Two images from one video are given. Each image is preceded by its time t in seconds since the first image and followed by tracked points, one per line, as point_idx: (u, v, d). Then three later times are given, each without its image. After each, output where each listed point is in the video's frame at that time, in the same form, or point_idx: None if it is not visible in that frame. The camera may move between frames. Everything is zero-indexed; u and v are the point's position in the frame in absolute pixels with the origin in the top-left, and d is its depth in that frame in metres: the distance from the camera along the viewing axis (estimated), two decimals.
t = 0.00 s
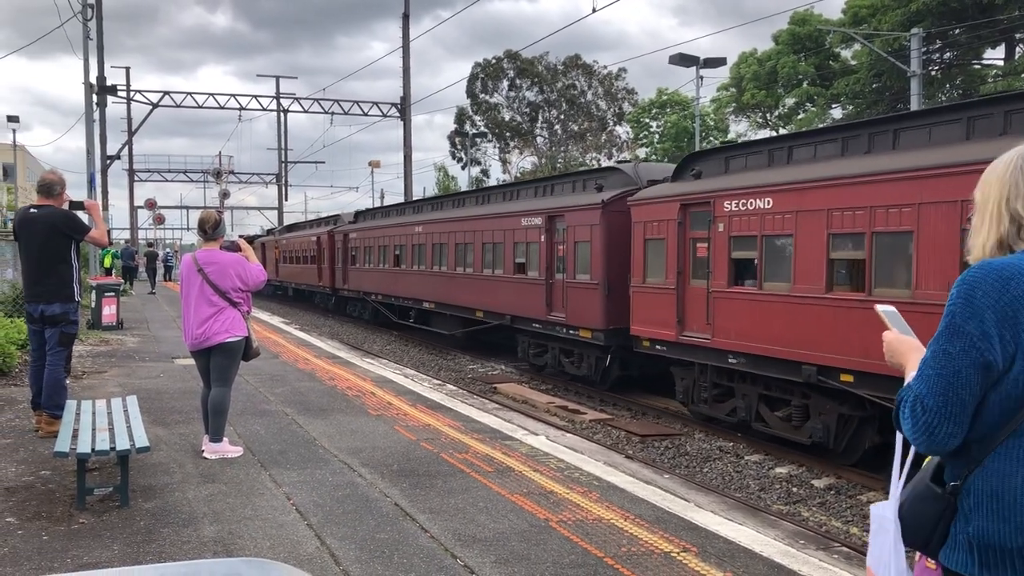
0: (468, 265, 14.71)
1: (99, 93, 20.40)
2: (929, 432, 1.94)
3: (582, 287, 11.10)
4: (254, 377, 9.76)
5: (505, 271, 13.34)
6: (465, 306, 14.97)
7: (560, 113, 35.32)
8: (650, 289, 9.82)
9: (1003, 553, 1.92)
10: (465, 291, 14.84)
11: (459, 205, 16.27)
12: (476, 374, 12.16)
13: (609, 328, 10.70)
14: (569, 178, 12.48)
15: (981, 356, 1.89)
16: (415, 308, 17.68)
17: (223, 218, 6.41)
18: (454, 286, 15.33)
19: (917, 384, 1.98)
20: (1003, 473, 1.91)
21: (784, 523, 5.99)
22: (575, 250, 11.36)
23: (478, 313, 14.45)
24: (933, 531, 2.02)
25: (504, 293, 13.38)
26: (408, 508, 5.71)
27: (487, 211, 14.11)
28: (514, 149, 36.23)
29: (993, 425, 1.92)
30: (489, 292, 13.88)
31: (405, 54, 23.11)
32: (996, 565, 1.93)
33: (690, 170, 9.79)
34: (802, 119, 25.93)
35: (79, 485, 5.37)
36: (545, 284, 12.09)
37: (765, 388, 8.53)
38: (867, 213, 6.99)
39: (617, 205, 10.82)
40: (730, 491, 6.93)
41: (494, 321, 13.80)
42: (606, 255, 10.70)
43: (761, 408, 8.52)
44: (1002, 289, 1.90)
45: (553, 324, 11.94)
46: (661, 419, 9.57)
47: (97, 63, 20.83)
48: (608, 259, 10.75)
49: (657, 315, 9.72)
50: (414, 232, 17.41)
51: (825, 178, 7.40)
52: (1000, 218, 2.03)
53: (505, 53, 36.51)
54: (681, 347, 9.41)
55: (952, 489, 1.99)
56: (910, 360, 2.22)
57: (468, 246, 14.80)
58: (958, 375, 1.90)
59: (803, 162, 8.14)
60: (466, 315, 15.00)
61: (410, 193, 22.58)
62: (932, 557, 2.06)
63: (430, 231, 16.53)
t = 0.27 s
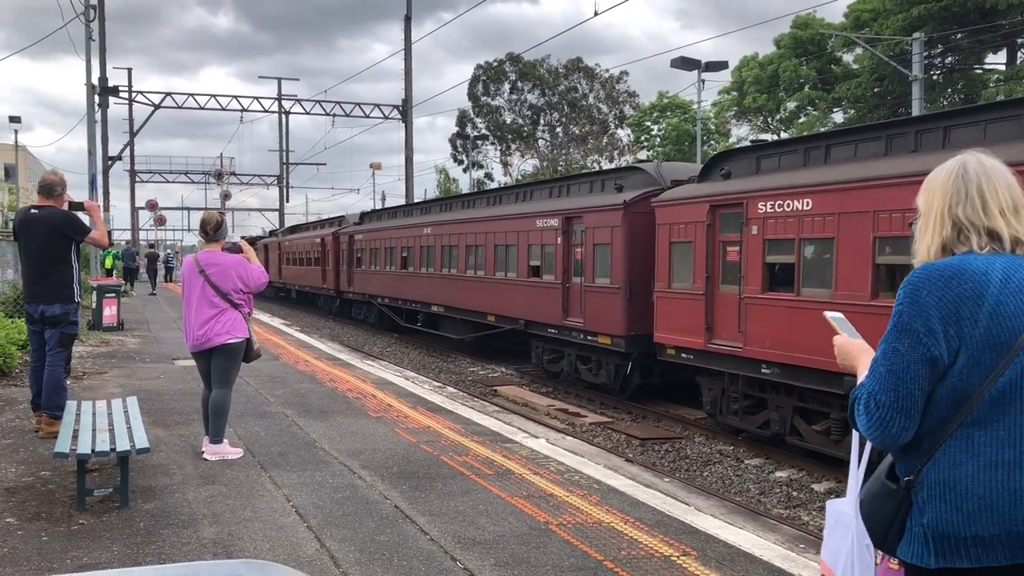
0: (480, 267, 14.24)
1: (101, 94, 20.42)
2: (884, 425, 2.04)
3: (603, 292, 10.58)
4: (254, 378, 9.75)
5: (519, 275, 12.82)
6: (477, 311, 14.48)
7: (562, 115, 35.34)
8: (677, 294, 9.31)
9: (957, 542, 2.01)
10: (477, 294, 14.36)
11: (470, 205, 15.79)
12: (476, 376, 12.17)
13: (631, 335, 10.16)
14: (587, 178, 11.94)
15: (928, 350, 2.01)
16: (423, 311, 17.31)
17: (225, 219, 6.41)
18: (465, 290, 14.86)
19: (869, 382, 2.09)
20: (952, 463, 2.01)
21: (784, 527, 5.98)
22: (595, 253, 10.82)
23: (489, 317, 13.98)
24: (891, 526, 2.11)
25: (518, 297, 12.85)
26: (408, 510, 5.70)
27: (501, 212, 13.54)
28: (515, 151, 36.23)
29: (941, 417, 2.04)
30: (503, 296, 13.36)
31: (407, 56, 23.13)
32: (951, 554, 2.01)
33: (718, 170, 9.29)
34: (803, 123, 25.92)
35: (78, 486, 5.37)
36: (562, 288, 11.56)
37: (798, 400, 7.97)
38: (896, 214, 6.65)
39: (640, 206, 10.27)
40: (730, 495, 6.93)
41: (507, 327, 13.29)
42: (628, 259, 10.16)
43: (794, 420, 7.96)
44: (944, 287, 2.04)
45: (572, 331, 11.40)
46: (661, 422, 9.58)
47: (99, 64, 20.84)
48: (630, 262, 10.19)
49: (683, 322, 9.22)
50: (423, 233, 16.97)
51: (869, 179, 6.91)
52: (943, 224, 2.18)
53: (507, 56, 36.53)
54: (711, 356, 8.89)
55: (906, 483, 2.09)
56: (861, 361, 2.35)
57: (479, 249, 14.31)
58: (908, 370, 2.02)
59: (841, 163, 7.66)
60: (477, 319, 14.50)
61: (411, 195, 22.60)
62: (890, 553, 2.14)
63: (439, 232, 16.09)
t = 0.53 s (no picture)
0: (490, 271, 13.95)
1: (100, 96, 20.41)
2: (865, 424, 2.08)
3: (621, 297, 10.30)
4: (252, 381, 9.76)
5: (532, 279, 12.52)
6: (487, 316, 14.18)
7: (561, 119, 35.39)
8: (703, 301, 9.11)
9: (936, 536, 2.07)
10: (486, 299, 14.07)
11: (479, 208, 15.50)
12: (474, 380, 12.19)
13: (652, 342, 9.89)
14: (603, 179, 11.66)
15: (906, 351, 2.06)
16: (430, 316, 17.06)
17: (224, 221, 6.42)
18: (474, 294, 14.56)
19: (848, 381, 2.14)
20: (929, 459, 2.07)
21: (782, 532, 5.98)
22: (614, 257, 10.56)
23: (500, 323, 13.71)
24: (868, 523, 2.17)
25: (530, 303, 12.55)
26: (406, 513, 5.70)
27: (513, 216, 13.24)
28: (514, 155, 36.26)
29: (917, 415, 2.09)
30: (515, 302, 13.06)
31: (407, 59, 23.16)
32: (930, 548, 2.07)
33: (747, 171, 9.09)
34: (802, 129, 25.92)
35: (76, 488, 5.37)
36: (577, 293, 11.27)
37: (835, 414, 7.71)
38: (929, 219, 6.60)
39: (661, 208, 10.00)
40: (728, 500, 6.94)
41: (519, 332, 13.00)
42: (650, 264, 9.90)
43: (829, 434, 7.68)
44: (920, 289, 2.10)
45: (588, 338, 11.11)
46: (658, 426, 9.59)
47: (99, 66, 20.85)
48: (652, 267, 9.93)
49: (710, 328, 8.99)
50: (430, 236, 16.68)
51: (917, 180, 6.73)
52: (911, 231, 2.23)
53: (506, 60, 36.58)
54: (739, 365, 8.65)
55: (883, 481, 2.15)
56: (833, 365, 2.38)
57: (490, 252, 14.02)
58: (886, 369, 2.07)
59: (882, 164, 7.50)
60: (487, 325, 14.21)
61: (410, 198, 22.63)
62: (868, 549, 2.20)
63: (447, 235, 15.81)
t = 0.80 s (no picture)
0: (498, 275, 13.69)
1: (95, 97, 20.37)
2: (848, 416, 2.08)
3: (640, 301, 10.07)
4: (247, 383, 9.75)
5: (542, 282, 12.26)
6: (494, 321, 13.90)
7: (557, 122, 35.40)
8: (728, 306, 8.94)
9: (909, 524, 2.09)
10: (494, 303, 13.81)
11: (484, 209, 15.27)
12: (470, 382, 12.18)
13: (672, 348, 9.66)
14: (616, 179, 11.45)
15: (886, 346, 2.07)
16: (433, 320, 16.81)
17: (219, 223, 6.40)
18: (481, 298, 14.30)
19: (829, 373, 2.14)
20: (904, 450, 2.09)
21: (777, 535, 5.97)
22: (632, 260, 10.31)
23: (508, 328, 13.44)
24: (841, 510, 2.18)
25: (541, 307, 12.30)
26: (400, 516, 5.70)
27: (522, 217, 12.97)
28: (510, 158, 36.31)
29: (895, 407, 2.11)
30: (524, 306, 12.78)
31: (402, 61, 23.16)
32: (903, 534, 2.09)
33: (776, 171, 8.91)
34: (797, 132, 25.95)
35: (70, 490, 5.35)
36: (592, 297, 11.03)
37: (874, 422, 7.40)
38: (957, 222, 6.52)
39: (682, 208, 9.78)
40: (723, 502, 6.93)
41: (528, 338, 12.73)
42: (670, 267, 9.68)
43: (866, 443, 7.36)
44: (900, 286, 2.11)
45: (603, 344, 10.86)
46: (654, 429, 9.59)
47: (94, 67, 20.82)
48: (672, 271, 9.71)
49: (734, 335, 8.81)
50: (433, 238, 16.42)
51: (956, 181, 6.54)
52: (889, 231, 2.25)
53: (502, 62, 36.59)
54: (765, 374, 8.46)
55: (858, 470, 2.16)
56: (804, 360, 2.39)
57: (497, 255, 13.77)
58: (868, 363, 2.07)
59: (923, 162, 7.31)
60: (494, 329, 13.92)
61: (405, 201, 22.62)
62: (839, 536, 2.21)
63: (451, 237, 15.56)
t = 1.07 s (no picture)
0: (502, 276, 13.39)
1: (88, 97, 20.32)
2: (817, 413, 2.09)
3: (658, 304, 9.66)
4: (240, 383, 9.72)
5: (551, 284, 11.90)
6: (500, 323, 13.57)
7: (551, 122, 35.42)
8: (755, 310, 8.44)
9: (871, 513, 2.11)
10: (499, 305, 13.48)
11: (486, 208, 14.96)
12: (464, 382, 12.17)
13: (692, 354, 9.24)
14: (628, 177, 11.04)
15: (851, 344, 2.09)
16: (434, 322, 16.54)
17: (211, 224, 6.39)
18: (485, 299, 13.96)
19: (797, 372, 2.15)
20: (866, 443, 2.12)
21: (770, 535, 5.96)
22: (649, 260, 9.88)
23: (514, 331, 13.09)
24: (801, 497, 2.21)
25: (549, 309, 11.92)
26: (393, 516, 5.69)
27: (530, 215, 12.57)
28: (505, 158, 36.27)
29: (857, 403, 2.13)
30: (532, 309, 12.41)
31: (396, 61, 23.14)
32: (864, 523, 2.12)
33: (803, 166, 8.39)
34: (791, 132, 25.99)
35: (61, 491, 5.33)
36: (605, 300, 10.63)
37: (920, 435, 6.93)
38: (973, 220, 6.22)
39: (702, 206, 9.37)
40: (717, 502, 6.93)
41: (536, 341, 12.38)
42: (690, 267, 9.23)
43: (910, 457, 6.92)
44: (863, 285, 2.14)
45: (619, 348, 10.44)
46: (648, 429, 9.59)
47: (87, 67, 20.77)
48: (691, 272, 9.26)
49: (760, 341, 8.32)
50: (434, 237, 16.11)
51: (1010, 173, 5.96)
52: (845, 233, 2.28)
53: (496, 62, 36.60)
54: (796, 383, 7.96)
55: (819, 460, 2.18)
56: (769, 359, 2.37)
57: (502, 255, 13.43)
58: (835, 361, 2.09)
59: (967, 156, 6.69)
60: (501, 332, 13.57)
61: (400, 201, 22.60)
62: (802, 523, 2.24)
63: (454, 236, 15.21)
